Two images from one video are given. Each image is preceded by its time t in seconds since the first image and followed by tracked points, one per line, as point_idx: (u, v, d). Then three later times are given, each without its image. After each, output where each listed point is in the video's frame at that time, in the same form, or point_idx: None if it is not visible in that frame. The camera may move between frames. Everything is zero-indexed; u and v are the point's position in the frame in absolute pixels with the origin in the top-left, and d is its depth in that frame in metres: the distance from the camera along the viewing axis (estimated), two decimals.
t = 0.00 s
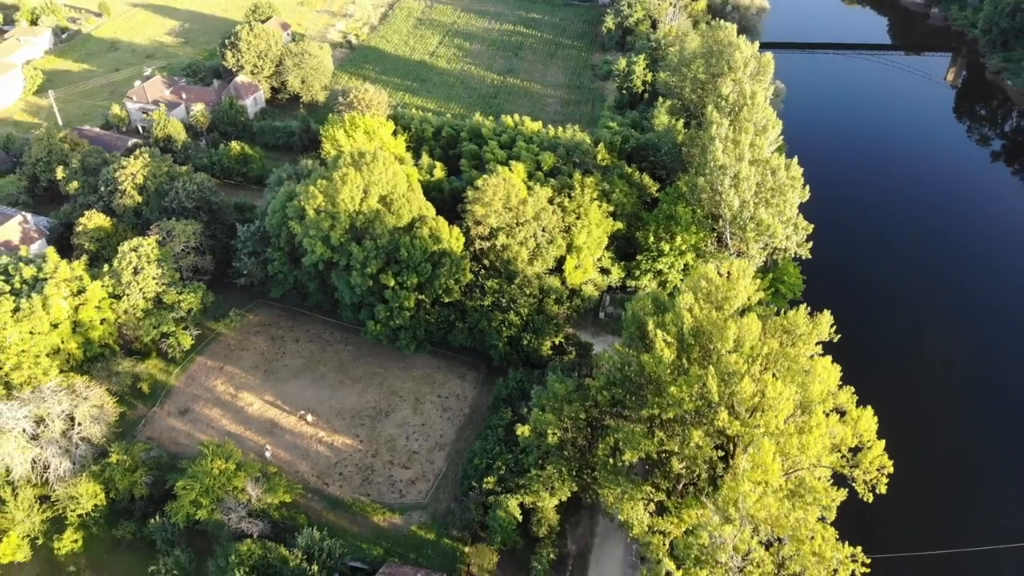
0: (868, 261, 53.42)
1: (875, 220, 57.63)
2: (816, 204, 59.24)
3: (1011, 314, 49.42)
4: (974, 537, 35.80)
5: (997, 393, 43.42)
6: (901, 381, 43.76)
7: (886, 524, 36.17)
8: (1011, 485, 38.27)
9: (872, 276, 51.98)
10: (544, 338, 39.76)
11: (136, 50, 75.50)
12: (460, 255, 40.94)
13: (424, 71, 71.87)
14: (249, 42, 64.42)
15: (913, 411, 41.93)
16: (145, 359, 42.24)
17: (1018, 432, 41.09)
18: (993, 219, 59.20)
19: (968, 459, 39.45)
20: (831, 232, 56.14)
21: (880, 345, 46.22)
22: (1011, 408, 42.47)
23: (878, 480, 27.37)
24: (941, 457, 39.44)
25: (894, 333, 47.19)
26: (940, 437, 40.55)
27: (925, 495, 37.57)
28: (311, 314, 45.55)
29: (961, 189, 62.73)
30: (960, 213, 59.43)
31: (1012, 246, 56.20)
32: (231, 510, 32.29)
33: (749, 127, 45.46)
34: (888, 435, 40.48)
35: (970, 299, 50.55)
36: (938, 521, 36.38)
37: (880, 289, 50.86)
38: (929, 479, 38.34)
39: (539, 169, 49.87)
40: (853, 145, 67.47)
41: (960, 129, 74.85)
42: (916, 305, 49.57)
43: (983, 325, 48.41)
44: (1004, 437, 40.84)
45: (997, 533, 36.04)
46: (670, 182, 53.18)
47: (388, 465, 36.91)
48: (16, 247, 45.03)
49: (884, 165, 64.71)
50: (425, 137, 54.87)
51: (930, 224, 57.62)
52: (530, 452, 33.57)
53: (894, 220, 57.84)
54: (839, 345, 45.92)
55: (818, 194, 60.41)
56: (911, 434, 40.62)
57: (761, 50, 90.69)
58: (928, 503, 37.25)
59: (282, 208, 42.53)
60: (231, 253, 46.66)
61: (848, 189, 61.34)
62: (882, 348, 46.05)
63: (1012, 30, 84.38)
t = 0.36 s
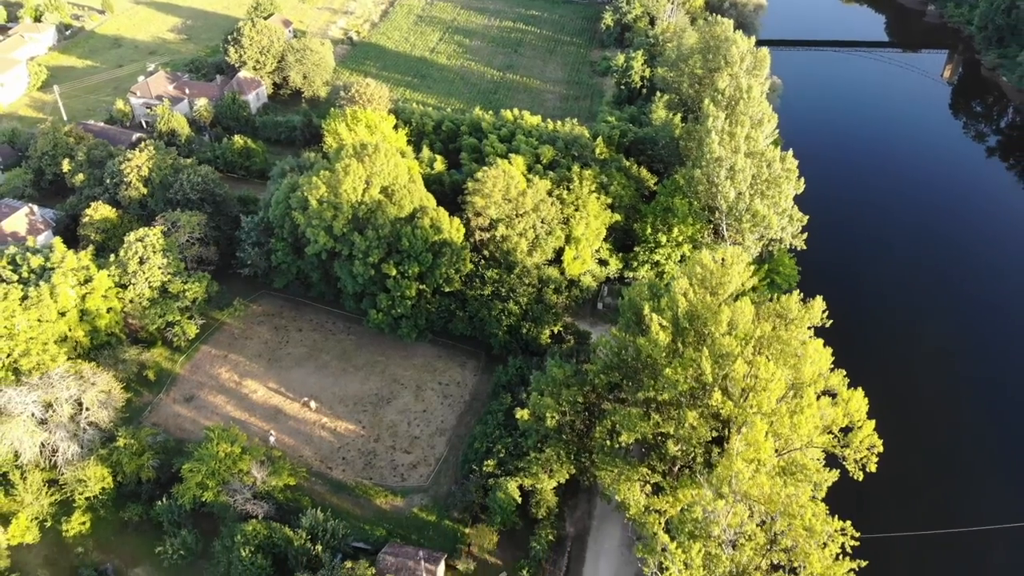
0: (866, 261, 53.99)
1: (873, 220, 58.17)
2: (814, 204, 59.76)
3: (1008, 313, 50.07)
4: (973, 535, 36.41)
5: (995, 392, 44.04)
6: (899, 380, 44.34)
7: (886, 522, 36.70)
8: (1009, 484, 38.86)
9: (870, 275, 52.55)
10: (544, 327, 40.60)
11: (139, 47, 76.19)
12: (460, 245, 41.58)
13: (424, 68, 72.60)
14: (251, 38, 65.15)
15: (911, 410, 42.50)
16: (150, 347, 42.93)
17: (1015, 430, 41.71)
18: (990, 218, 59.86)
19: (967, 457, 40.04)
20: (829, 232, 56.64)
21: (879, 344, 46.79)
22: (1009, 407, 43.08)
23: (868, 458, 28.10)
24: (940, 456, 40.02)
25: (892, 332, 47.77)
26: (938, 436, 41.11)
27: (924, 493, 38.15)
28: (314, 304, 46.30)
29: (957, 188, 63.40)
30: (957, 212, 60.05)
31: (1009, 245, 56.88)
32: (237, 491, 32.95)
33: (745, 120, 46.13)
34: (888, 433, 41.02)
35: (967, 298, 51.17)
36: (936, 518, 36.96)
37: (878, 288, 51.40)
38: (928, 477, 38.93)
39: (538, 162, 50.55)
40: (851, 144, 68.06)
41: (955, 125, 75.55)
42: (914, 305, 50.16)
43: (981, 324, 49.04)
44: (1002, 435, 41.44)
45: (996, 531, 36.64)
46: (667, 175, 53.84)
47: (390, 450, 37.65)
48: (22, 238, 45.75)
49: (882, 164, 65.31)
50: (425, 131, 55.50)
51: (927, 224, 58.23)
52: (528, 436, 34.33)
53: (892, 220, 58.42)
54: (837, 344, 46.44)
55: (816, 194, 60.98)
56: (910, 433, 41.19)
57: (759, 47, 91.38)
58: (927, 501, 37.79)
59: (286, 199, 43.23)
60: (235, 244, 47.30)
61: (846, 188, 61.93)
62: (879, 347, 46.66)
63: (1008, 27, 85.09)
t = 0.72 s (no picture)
0: (865, 261, 54.39)
1: (872, 219, 58.58)
2: (814, 205, 60.13)
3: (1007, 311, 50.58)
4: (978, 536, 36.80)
5: (995, 390, 44.51)
6: (901, 380, 44.78)
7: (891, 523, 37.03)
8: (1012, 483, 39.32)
9: (869, 275, 53.00)
10: (543, 316, 41.35)
11: (142, 43, 76.92)
12: (461, 235, 42.38)
13: (424, 64, 73.36)
14: (253, 34, 65.74)
15: (913, 411, 42.92)
16: (156, 336, 43.70)
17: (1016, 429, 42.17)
18: (988, 217, 60.36)
19: (969, 457, 40.44)
20: (829, 233, 57.06)
21: (879, 344, 47.24)
22: (1009, 404, 43.57)
23: (858, 438, 28.85)
24: (942, 455, 40.41)
25: (892, 332, 48.19)
26: (940, 436, 41.50)
27: (927, 493, 38.50)
28: (317, 294, 47.09)
29: (955, 187, 63.90)
30: (955, 211, 60.52)
31: (1007, 244, 57.40)
32: (242, 474, 33.68)
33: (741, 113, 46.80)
34: (890, 434, 41.39)
35: (967, 297, 51.64)
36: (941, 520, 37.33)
37: (878, 289, 51.83)
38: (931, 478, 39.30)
39: (537, 156, 51.24)
40: (849, 144, 68.54)
41: (951, 121, 76.33)
42: (914, 304, 50.63)
43: (981, 323, 49.53)
44: (1003, 434, 41.90)
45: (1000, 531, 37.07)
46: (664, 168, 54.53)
47: (392, 435, 38.53)
48: (30, 229, 46.54)
49: (881, 164, 65.77)
50: (426, 125, 56.19)
51: (926, 223, 58.69)
52: (527, 420, 35.15)
53: (891, 219, 58.83)
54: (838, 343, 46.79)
55: (815, 195, 61.37)
56: (913, 433, 41.58)
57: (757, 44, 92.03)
58: (931, 501, 38.12)
59: (289, 190, 43.99)
60: (239, 235, 48.03)
61: (845, 188, 62.40)
62: (879, 346, 47.10)
63: (1003, 24, 85.79)
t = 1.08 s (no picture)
0: (865, 260, 54.03)
1: (873, 219, 58.21)
2: (813, 204, 59.81)
3: (1009, 311, 50.22)
4: (984, 540, 36.12)
5: (996, 390, 44.10)
6: (902, 380, 44.30)
7: (895, 527, 36.39)
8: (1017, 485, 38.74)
9: (869, 274, 52.66)
10: (541, 304, 42.11)
11: (145, 40, 77.64)
12: (461, 225, 43.21)
13: (424, 60, 74.12)
14: (256, 29, 66.45)
15: (915, 411, 42.39)
16: (162, 324, 44.46)
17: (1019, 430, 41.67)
18: (988, 217, 60.08)
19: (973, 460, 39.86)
20: (828, 231, 56.72)
21: (880, 344, 46.80)
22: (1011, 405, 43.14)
23: (848, 417, 29.64)
24: (945, 457, 39.86)
25: (894, 331, 47.77)
26: (943, 437, 41.02)
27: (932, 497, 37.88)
28: (319, 284, 47.92)
29: (955, 187, 63.75)
30: (955, 211, 60.22)
31: (1008, 244, 57.13)
32: (248, 456, 34.41)
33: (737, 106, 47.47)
34: (893, 436, 40.80)
35: (968, 297, 51.28)
36: (946, 525, 36.66)
37: (878, 288, 51.44)
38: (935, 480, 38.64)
39: (536, 149, 51.92)
40: (847, 143, 68.45)
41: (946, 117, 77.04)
42: (914, 304, 50.27)
43: (982, 323, 49.14)
44: (1007, 435, 41.42)
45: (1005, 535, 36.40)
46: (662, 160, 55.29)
47: (394, 420, 39.36)
48: (37, 220, 47.52)
49: (880, 163, 65.60)
50: (426, 119, 56.88)
51: (925, 223, 58.35)
52: (526, 404, 35.99)
53: (891, 219, 58.48)
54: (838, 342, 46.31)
55: (813, 193, 61.06)
56: (915, 433, 41.02)
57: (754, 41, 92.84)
58: (935, 504, 37.56)
59: (292, 181, 44.77)
60: (243, 226, 48.80)
61: (844, 187, 62.17)
62: (880, 345, 46.69)
63: (999, 20, 86.54)
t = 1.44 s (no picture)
0: (865, 259, 54.19)
1: (872, 218, 58.48)
2: (812, 203, 60.03)
3: (1009, 311, 50.37)
4: (984, 540, 36.25)
5: (996, 389, 44.25)
6: (901, 379, 44.43)
7: (894, 525, 36.53)
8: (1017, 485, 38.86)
9: (868, 272, 52.86)
10: (540, 293, 42.87)
11: (148, 36, 78.39)
12: (462, 215, 43.97)
13: (425, 55, 74.92)
14: (258, 25, 67.48)
15: (915, 410, 42.53)
16: (167, 313, 45.23)
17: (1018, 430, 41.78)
18: (987, 218, 60.29)
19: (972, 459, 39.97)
20: (827, 230, 56.95)
21: (880, 342, 46.98)
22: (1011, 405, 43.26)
23: (839, 397, 30.45)
24: (945, 456, 39.97)
25: (893, 330, 47.93)
26: (943, 436, 41.12)
27: (931, 497, 38.00)
28: (322, 274, 48.74)
29: (954, 187, 64.02)
30: (954, 211, 60.48)
31: (1007, 244, 57.33)
32: (253, 439, 35.17)
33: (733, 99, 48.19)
34: (893, 435, 40.88)
35: (967, 297, 51.42)
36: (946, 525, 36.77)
37: (878, 287, 51.58)
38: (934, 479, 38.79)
39: (536, 142, 52.67)
40: (846, 142, 68.75)
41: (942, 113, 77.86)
42: (914, 303, 50.42)
43: (981, 322, 49.27)
44: (1007, 435, 41.54)
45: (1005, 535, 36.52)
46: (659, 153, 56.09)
47: (396, 405, 40.22)
48: (45, 211, 48.30)
49: (879, 163, 65.90)
50: (427, 113, 57.64)
51: (925, 223, 58.55)
52: (525, 388, 36.79)
53: (891, 218, 58.74)
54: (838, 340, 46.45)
55: (813, 192, 61.31)
56: (915, 432, 41.13)
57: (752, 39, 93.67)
58: (936, 505, 37.65)
59: (295, 173, 45.57)
60: (247, 218, 49.59)
61: (843, 187, 62.40)
62: (879, 343, 46.84)
63: (993, 17, 87.38)
